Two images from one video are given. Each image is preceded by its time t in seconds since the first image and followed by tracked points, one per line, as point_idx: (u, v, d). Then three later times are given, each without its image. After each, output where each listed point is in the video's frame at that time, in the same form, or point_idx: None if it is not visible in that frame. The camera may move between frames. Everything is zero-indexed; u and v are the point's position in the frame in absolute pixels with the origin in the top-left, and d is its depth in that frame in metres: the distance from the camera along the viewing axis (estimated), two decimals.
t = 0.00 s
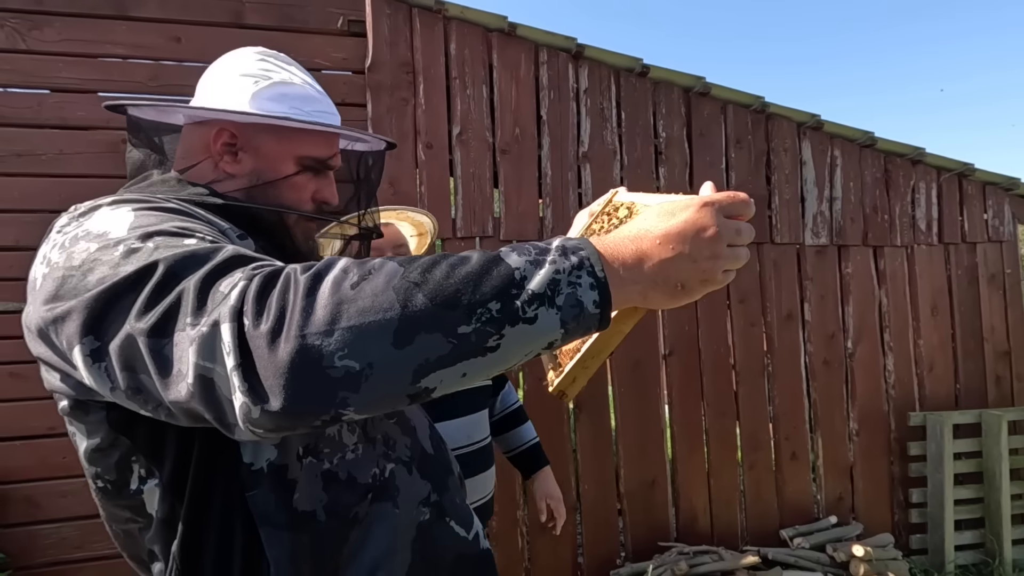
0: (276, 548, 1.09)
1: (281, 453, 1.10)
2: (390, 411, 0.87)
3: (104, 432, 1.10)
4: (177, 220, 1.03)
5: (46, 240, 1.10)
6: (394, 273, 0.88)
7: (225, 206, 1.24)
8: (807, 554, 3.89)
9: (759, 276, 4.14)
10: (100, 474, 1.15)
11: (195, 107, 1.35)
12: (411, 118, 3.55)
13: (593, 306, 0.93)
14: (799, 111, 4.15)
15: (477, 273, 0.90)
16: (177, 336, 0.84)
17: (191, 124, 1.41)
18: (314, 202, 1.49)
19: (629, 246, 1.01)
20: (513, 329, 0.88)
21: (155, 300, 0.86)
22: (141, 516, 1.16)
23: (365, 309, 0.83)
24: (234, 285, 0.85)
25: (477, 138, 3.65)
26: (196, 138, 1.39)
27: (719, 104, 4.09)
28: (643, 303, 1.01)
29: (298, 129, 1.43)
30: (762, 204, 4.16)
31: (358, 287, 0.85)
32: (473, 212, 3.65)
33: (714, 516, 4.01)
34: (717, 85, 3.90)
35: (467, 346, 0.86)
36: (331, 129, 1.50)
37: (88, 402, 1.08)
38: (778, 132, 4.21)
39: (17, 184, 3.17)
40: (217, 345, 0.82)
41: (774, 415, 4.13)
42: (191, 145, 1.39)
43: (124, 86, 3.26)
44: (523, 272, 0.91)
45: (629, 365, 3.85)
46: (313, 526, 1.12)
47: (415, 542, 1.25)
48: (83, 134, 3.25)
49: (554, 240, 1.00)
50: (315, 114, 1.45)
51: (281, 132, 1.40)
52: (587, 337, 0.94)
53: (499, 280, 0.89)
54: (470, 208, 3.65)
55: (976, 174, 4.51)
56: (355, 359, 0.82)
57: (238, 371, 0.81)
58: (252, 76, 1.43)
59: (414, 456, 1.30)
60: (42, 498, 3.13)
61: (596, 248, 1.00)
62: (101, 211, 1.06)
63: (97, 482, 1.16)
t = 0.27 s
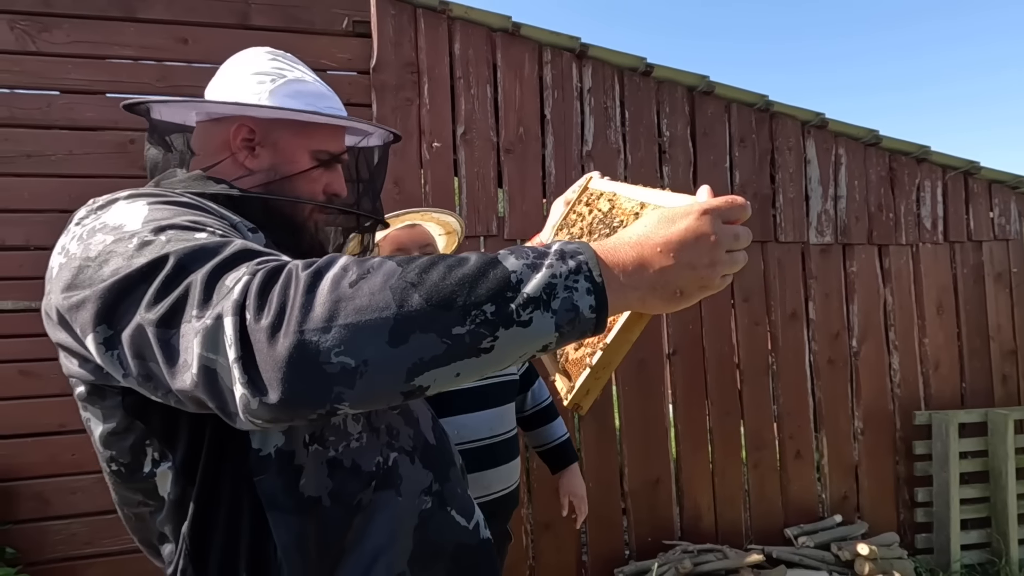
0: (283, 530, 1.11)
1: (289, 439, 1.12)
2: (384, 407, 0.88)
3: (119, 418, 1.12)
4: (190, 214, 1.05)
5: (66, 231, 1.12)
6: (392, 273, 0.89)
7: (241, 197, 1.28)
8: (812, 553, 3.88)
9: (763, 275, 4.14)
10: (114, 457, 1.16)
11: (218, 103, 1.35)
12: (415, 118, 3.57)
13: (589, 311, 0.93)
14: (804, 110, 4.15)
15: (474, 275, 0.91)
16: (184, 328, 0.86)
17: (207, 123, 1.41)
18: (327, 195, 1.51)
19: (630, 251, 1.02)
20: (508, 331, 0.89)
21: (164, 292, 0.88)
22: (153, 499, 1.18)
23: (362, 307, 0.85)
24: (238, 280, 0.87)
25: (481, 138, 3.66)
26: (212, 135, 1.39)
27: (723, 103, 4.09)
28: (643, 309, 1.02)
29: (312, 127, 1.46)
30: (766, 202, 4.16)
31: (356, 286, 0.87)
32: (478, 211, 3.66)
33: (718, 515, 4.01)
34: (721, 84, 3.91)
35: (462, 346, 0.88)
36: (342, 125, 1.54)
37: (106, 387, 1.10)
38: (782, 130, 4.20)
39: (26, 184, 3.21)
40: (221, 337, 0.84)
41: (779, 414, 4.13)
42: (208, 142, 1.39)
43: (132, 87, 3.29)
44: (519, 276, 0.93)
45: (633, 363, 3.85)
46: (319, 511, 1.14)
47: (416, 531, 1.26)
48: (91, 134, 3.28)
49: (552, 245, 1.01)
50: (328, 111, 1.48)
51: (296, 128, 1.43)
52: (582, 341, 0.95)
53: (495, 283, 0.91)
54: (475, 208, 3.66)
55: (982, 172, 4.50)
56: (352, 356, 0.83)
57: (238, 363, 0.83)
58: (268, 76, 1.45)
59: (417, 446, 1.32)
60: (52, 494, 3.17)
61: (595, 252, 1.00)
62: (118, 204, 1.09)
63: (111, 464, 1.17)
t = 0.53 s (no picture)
0: (291, 516, 1.14)
1: (300, 430, 1.15)
2: (383, 408, 0.90)
3: (142, 400, 1.15)
4: (214, 211, 1.07)
5: (97, 222, 1.16)
6: (399, 280, 0.92)
7: (261, 188, 1.31)
8: (816, 552, 3.88)
9: (766, 274, 4.14)
10: (133, 438, 1.18)
11: (238, 96, 1.38)
12: (419, 118, 3.60)
13: (586, 328, 0.95)
14: (808, 109, 4.14)
15: (477, 286, 0.94)
16: (199, 320, 0.89)
17: (225, 118, 1.44)
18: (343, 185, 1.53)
19: (628, 267, 1.04)
20: (506, 342, 0.92)
21: (184, 285, 0.90)
22: (168, 480, 1.21)
23: (369, 311, 0.87)
24: (254, 278, 0.89)
25: (485, 138, 3.68)
26: (231, 130, 1.42)
27: (727, 102, 4.10)
28: (640, 326, 1.04)
29: (325, 116, 1.49)
30: (770, 202, 4.16)
31: (364, 291, 0.89)
32: (482, 211, 3.68)
33: (721, 514, 4.02)
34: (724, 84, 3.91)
35: (461, 354, 0.90)
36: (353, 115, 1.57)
37: (132, 369, 1.14)
38: (786, 129, 4.20)
39: (38, 185, 3.26)
40: (233, 332, 0.86)
41: (783, 413, 4.13)
42: (227, 137, 1.42)
43: (140, 89, 3.34)
44: (520, 289, 0.95)
45: (637, 362, 3.86)
46: (325, 500, 1.17)
47: (417, 525, 1.28)
48: (100, 136, 3.33)
49: (555, 259, 1.03)
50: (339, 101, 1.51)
51: (310, 119, 1.46)
52: (577, 355, 0.96)
53: (497, 295, 0.93)
54: (478, 207, 3.68)
55: (988, 170, 4.48)
56: (356, 357, 0.85)
57: (247, 357, 0.84)
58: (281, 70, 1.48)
59: (421, 442, 1.34)
60: (63, 490, 3.22)
61: (594, 269, 1.02)
62: (149, 198, 1.12)
63: (129, 446, 1.19)
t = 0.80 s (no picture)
0: (302, 510, 1.17)
1: (311, 427, 1.18)
2: (385, 414, 0.94)
3: (160, 394, 1.20)
4: (228, 217, 1.09)
5: (119, 222, 1.19)
6: (400, 294, 0.94)
7: (274, 187, 1.34)
8: (817, 551, 3.89)
9: (768, 274, 4.15)
10: (152, 428, 1.22)
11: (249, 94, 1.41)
12: (422, 119, 3.63)
13: (573, 336, 0.99)
14: (809, 109, 4.15)
15: (473, 298, 0.96)
16: (209, 328, 0.91)
17: (238, 117, 1.47)
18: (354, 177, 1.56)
19: (608, 275, 1.06)
20: (501, 352, 0.95)
21: (196, 293, 0.93)
22: (182, 471, 1.24)
23: (372, 324, 0.89)
24: (261, 290, 0.91)
25: (487, 138, 3.71)
26: (245, 129, 1.45)
27: (728, 103, 4.11)
28: (621, 330, 1.07)
29: (333, 109, 1.50)
30: (771, 202, 4.18)
31: (368, 304, 0.91)
32: (484, 211, 3.71)
33: (723, 512, 4.04)
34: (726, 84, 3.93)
35: (459, 363, 0.93)
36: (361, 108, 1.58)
37: (150, 365, 1.19)
38: (788, 129, 4.22)
39: (46, 186, 3.31)
40: (240, 343, 0.89)
41: (784, 412, 4.14)
42: (241, 135, 1.45)
43: (147, 91, 3.38)
44: (513, 303, 0.97)
45: (638, 361, 3.88)
46: (335, 495, 1.20)
47: (423, 519, 1.31)
48: (107, 137, 3.37)
49: (543, 270, 1.05)
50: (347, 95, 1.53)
51: (319, 113, 1.47)
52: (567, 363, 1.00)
53: (493, 308, 0.96)
54: (481, 207, 3.71)
55: (990, 170, 4.48)
56: (360, 368, 0.88)
57: (254, 369, 0.87)
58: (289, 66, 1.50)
59: (427, 439, 1.36)
60: (71, 487, 3.26)
61: (578, 279, 1.05)
62: (168, 202, 1.15)
63: (148, 436, 1.24)
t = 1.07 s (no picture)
0: (310, 495, 1.19)
1: (319, 416, 1.21)
2: (391, 403, 0.97)
3: (175, 384, 1.23)
4: (239, 216, 1.13)
5: (133, 221, 1.23)
6: (404, 290, 0.97)
7: (281, 186, 1.38)
8: (815, 547, 3.91)
9: (766, 273, 4.18)
10: (166, 417, 1.26)
11: (253, 95, 1.44)
12: (422, 120, 3.67)
13: (567, 328, 1.02)
14: (807, 109, 4.18)
15: (473, 293, 0.99)
16: (224, 322, 0.95)
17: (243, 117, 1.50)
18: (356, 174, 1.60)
19: (596, 271, 1.10)
20: (499, 345, 0.98)
21: (211, 289, 0.97)
22: (193, 459, 1.28)
23: (380, 319, 0.93)
24: (274, 287, 0.95)
25: (487, 139, 3.75)
26: (250, 128, 1.49)
27: (727, 103, 4.14)
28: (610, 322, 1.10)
29: (338, 108, 1.54)
30: (769, 201, 4.20)
31: (374, 300, 0.94)
32: (484, 210, 3.74)
33: (722, 509, 4.06)
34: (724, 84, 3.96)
35: (461, 355, 0.96)
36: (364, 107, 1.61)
37: (165, 357, 1.22)
38: (786, 129, 4.24)
39: (53, 186, 3.36)
40: (253, 336, 0.92)
41: (782, 410, 4.16)
42: (246, 135, 1.49)
43: (152, 92, 3.43)
44: (509, 298, 1.01)
45: (638, 359, 3.91)
46: (342, 481, 1.23)
47: (426, 506, 1.35)
48: (113, 138, 3.42)
49: (536, 267, 1.09)
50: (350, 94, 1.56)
51: (323, 113, 1.51)
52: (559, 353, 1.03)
53: (491, 303, 0.99)
54: (481, 207, 3.74)
55: (989, 169, 4.50)
56: (368, 359, 0.91)
57: (268, 361, 0.90)
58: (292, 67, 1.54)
59: (430, 429, 1.40)
60: (77, 483, 3.31)
61: (569, 275, 1.08)
62: (181, 201, 1.19)
63: (162, 424, 1.27)
